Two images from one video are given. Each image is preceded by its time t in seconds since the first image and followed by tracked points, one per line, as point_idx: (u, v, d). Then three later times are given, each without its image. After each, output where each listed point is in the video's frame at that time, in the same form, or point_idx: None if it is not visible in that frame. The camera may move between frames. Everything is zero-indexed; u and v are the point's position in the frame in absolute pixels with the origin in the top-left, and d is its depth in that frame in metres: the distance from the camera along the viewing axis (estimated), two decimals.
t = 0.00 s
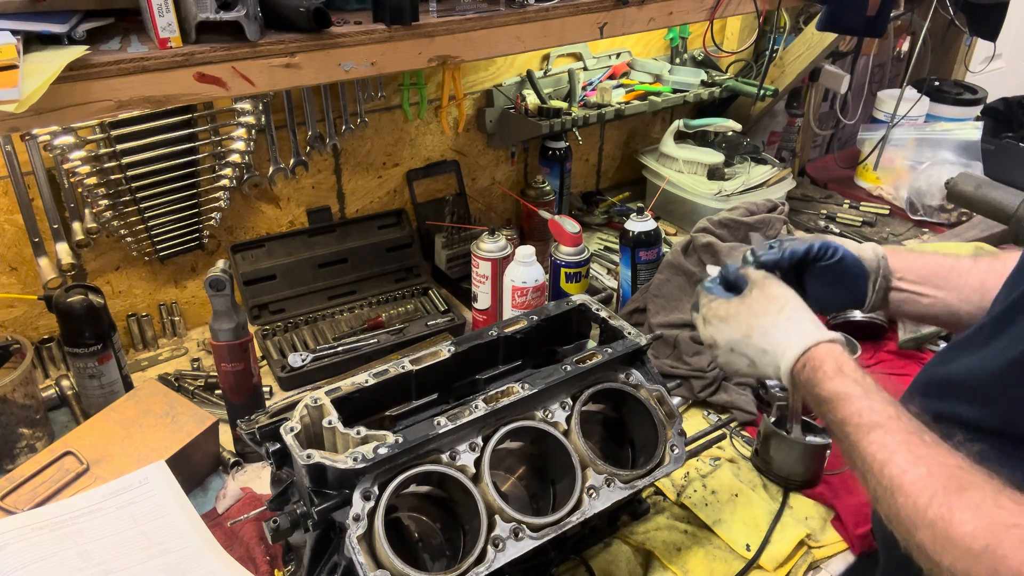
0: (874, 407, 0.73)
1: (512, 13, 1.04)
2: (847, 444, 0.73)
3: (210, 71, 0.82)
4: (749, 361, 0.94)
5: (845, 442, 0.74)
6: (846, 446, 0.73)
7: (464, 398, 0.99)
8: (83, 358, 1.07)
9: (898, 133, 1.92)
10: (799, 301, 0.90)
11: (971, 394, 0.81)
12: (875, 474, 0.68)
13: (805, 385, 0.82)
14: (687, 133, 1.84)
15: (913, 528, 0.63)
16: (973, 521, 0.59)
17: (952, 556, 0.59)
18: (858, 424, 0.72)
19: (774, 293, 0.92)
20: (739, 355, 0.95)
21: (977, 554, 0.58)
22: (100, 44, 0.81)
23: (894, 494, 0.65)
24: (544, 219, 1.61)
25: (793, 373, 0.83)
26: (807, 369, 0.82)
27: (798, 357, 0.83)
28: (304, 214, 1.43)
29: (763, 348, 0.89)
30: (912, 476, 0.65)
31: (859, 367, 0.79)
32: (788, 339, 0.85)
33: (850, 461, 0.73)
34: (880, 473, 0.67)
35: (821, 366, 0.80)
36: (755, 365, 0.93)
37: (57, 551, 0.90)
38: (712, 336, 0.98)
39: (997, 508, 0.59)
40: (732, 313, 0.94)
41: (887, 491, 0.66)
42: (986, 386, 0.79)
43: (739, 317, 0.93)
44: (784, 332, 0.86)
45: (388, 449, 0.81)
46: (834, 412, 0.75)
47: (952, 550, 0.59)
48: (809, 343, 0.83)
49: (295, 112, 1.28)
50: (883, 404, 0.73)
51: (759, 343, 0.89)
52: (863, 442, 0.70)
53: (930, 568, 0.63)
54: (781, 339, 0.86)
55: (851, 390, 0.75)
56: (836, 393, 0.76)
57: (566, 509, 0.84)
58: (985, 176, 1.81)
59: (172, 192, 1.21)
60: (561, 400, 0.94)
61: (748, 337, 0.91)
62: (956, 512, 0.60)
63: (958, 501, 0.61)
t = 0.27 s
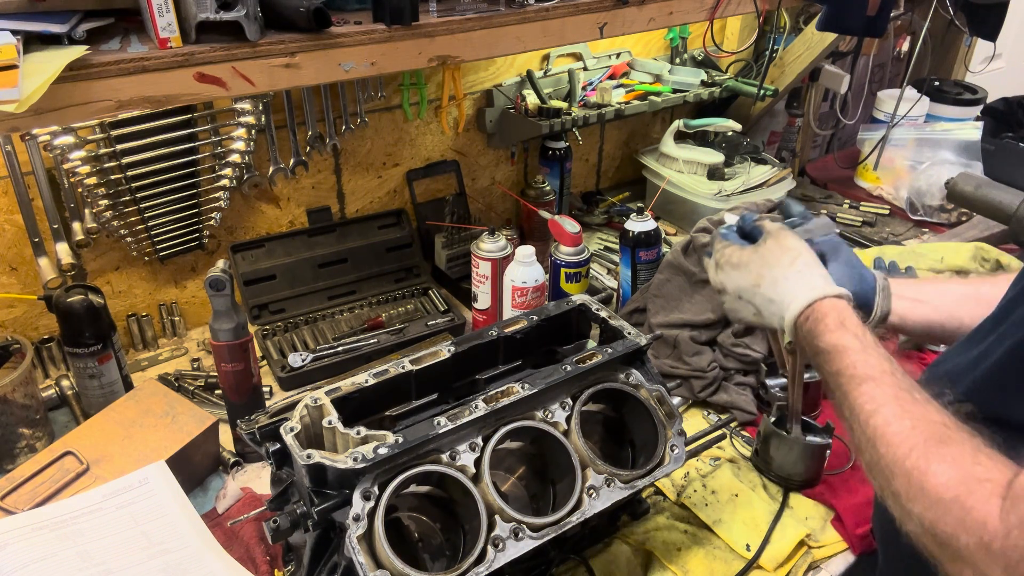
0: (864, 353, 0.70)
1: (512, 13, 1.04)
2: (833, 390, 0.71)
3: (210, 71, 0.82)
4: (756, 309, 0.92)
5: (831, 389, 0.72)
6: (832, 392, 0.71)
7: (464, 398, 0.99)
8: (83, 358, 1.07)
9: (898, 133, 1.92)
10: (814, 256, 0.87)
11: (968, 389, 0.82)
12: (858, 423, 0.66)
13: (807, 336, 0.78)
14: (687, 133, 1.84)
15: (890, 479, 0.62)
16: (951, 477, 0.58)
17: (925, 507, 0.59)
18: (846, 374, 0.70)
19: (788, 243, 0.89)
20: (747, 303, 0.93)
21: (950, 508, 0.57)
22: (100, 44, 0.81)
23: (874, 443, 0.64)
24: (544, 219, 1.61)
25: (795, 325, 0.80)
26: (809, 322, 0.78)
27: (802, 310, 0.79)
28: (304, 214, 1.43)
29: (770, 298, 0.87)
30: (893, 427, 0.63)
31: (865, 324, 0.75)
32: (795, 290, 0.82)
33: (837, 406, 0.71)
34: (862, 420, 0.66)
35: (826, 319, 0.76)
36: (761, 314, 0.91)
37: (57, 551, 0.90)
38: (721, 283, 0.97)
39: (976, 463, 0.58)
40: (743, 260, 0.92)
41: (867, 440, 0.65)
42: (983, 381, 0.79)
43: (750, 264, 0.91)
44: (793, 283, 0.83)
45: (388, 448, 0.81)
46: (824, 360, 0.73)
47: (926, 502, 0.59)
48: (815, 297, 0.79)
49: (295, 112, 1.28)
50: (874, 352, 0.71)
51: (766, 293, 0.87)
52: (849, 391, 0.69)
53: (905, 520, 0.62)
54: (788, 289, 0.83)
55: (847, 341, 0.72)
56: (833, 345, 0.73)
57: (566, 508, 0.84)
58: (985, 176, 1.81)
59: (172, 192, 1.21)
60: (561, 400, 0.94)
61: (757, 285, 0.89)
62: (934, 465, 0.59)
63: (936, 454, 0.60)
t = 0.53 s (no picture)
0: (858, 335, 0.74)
1: (512, 13, 1.04)
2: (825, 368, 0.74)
3: (210, 71, 0.82)
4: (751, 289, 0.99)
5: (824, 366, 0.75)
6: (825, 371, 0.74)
7: (464, 398, 0.99)
8: (83, 358, 1.07)
9: (898, 133, 1.92)
10: (810, 242, 0.93)
11: (972, 382, 0.81)
12: (843, 391, 0.70)
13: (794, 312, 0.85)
14: (687, 133, 1.84)
15: (873, 446, 0.65)
16: (930, 443, 0.60)
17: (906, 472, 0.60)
18: (839, 351, 0.73)
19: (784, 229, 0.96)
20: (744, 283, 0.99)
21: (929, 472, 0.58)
22: (100, 44, 0.81)
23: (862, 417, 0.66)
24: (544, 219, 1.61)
25: (784, 303, 0.86)
26: (796, 300, 0.85)
27: (790, 289, 0.86)
28: (304, 214, 1.43)
29: (763, 277, 0.94)
30: (879, 397, 0.66)
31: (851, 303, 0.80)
32: (785, 270, 0.89)
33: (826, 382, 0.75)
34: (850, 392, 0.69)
35: (813, 297, 0.83)
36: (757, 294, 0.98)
37: (56, 551, 0.90)
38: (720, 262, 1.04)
39: (958, 435, 0.60)
40: (742, 242, 0.99)
41: (853, 409, 0.68)
42: (986, 371, 0.79)
43: (747, 246, 0.98)
44: (786, 263, 0.90)
45: (388, 448, 0.81)
46: (820, 338, 0.77)
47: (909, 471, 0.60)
48: (803, 278, 0.85)
49: (295, 112, 1.28)
50: (867, 334, 0.74)
51: (760, 272, 0.94)
52: (840, 365, 0.72)
53: (896, 505, 0.63)
54: (780, 269, 0.90)
55: (838, 320, 0.76)
56: (825, 321, 0.77)
57: (566, 509, 0.84)
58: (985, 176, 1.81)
59: (172, 192, 1.21)
60: (561, 400, 0.94)
61: (752, 265, 0.96)
62: (916, 433, 0.61)
63: (919, 424, 0.61)
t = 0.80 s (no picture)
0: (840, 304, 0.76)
1: (512, 13, 1.04)
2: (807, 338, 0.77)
3: (210, 71, 0.82)
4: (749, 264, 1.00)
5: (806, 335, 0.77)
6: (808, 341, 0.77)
7: (464, 398, 0.99)
8: (83, 358, 1.07)
9: (898, 133, 1.92)
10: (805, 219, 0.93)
11: (976, 368, 0.81)
12: (820, 361, 0.73)
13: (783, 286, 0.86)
14: (686, 133, 1.84)
15: (841, 412, 0.68)
16: (890, 412, 0.63)
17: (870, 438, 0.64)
18: (821, 324, 0.75)
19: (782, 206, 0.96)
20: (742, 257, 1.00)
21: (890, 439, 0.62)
22: (100, 44, 0.81)
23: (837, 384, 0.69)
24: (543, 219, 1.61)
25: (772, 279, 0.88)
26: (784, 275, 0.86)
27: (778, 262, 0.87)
28: (304, 214, 1.43)
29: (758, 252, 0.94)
30: (852, 366, 0.69)
31: (834, 277, 0.82)
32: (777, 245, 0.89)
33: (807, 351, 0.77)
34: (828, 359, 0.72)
35: (800, 272, 0.84)
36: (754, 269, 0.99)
37: (56, 551, 0.90)
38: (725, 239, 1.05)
39: (917, 402, 0.63)
40: (743, 219, 1.00)
41: (827, 379, 0.71)
42: (990, 354, 0.80)
43: (746, 223, 0.99)
44: (778, 238, 0.90)
45: (388, 449, 0.81)
46: (805, 308, 0.79)
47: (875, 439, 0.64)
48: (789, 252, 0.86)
49: (295, 112, 1.28)
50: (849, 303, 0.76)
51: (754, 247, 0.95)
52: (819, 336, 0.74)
53: (897, 505, 0.63)
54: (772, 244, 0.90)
55: (820, 294, 0.78)
56: (812, 294, 0.79)
57: (566, 508, 0.84)
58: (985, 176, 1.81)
59: (172, 192, 1.21)
60: (561, 400, 0.94)
61: (748, 241, 0.97)
62: (879, 399, 0.65)
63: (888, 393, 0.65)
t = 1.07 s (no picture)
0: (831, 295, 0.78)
1: (512, 13, 1.04)
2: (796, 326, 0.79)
3: (210, 71, 0.82)
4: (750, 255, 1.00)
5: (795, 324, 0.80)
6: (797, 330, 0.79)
7: (464, 398, 0.99)
8: (83, 358, 1.07)
9: (898, 134, 1.92)
10: (807, 214, 0.94)
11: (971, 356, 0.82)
12: (808, 349, 0.75)
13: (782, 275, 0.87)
14: (686, 133, 1.84)
15: (824, 397, 0.70)
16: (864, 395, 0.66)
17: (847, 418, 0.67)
18: (809, 313, 0.78)
19: (785, 200, 0.97)
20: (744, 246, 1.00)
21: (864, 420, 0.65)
22: (100, 44, 0.81)
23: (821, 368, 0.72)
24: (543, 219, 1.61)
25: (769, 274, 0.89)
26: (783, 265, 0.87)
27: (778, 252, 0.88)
28: (304, 214, 1.43)
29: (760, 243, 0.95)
30: (836, 352, 0.71)
31: (829, 272, 0.83)
32: (779, 236, 0.90)
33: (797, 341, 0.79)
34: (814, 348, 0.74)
35: (800, 264, 0.85)
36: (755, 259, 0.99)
37: (56, 551, 0.90)
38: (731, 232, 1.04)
39: (894, 386, 0.65)
40: (748, 211, 1.00)
41: (812, 365, 0.73)
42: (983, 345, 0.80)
43: (749, 215, 0.99)
44: (781, 230, 0.91)
45: (388, 449, 0.81)
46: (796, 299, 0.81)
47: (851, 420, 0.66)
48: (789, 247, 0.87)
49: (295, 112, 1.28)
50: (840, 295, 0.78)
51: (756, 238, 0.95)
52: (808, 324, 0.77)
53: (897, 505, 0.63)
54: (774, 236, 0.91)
55: (811, 285, 0.80)
56: (806, 286, 0.81)
57: (566, 509, 0.84)
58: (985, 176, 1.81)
59: (172, 192, 1.21)
60: (561, 400, 0.94)
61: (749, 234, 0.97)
62: (857, 384, 0.67)
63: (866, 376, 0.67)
